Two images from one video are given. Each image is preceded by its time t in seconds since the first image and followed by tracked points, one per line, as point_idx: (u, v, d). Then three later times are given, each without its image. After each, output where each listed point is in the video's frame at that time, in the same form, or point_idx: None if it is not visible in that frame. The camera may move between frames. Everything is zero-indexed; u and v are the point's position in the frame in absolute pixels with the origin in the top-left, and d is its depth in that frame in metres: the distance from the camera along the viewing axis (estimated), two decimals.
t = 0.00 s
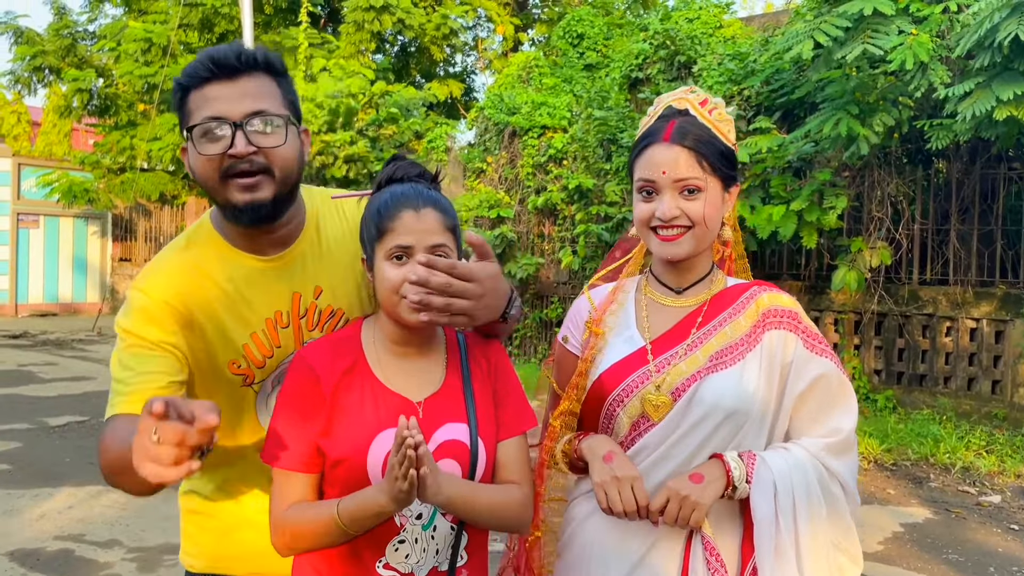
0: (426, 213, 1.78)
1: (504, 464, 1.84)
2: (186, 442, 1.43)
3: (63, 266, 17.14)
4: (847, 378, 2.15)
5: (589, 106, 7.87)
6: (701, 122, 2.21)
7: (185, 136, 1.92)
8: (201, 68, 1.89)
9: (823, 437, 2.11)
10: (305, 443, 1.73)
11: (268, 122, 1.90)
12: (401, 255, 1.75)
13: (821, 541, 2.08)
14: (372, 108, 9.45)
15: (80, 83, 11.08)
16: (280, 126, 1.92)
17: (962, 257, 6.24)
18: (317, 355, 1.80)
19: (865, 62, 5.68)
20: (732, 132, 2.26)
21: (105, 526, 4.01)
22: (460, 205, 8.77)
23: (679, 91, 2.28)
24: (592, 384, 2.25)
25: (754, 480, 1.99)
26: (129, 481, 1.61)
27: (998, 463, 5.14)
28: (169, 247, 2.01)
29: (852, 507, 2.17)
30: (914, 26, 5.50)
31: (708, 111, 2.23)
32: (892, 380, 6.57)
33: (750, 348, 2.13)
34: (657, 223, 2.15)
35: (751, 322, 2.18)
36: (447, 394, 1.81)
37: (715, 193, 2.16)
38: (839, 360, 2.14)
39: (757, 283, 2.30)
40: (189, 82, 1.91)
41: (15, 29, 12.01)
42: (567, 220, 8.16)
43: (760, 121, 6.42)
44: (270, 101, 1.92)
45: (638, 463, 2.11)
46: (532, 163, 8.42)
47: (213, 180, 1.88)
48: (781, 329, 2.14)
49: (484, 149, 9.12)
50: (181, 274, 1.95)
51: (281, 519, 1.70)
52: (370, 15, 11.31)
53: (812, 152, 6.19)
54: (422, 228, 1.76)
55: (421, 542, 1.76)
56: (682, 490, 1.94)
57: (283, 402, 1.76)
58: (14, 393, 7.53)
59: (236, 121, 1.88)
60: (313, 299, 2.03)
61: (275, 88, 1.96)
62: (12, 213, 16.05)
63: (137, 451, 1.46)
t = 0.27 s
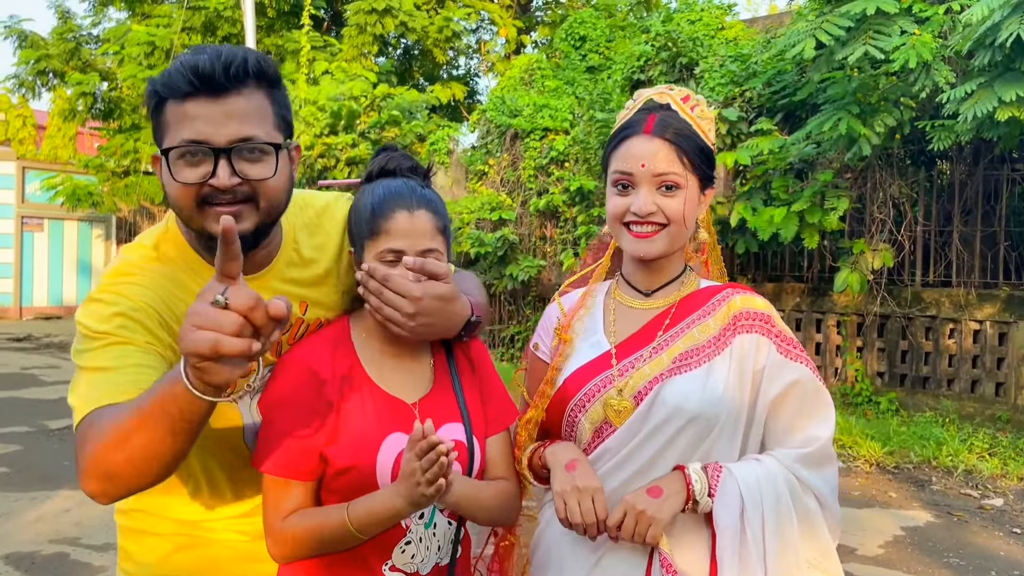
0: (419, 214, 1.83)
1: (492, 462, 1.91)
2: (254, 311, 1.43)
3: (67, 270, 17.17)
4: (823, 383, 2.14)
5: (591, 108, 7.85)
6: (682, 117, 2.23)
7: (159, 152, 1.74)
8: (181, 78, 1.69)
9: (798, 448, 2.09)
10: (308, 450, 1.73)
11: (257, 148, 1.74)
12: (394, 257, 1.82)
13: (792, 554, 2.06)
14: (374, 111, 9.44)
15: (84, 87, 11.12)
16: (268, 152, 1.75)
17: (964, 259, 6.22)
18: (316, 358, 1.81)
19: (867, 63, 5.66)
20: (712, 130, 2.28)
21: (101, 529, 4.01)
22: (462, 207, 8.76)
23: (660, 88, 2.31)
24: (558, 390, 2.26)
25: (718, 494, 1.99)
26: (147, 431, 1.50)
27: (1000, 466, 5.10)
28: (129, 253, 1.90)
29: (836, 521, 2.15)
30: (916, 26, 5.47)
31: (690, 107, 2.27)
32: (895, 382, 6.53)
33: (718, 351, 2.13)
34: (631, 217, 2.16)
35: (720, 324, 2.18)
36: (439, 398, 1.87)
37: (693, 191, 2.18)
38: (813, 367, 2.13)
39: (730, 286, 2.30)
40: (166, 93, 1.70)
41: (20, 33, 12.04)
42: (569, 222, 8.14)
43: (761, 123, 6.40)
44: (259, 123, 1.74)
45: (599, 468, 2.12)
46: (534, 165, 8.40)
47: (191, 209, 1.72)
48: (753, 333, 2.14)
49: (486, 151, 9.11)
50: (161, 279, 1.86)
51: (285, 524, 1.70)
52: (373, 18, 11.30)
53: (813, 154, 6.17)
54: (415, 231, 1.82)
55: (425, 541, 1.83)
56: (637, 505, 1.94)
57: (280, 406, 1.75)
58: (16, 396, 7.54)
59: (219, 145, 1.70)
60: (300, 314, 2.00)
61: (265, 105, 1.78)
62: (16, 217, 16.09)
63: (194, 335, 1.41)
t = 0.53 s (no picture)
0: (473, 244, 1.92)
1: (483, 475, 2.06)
2: (303, 349, 1.35)
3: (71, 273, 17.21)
4: (801, 369, 2.11)
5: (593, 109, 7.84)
6: (659, 106, 2.24)
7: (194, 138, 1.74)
8: (225, 68, 1.68)
9: (778, 439, 2.07)
10: (335, 437, 1.77)
11: (292, 146, 1.73)
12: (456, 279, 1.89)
13: (769, 549, 2.05)
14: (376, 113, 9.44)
15: (88, 90, 11.24)
16: (303, 151, 1.75)
17: (968, 259, 6.18)
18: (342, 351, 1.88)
19: (869, 62, 5.64)
20: (688, 121, 2.30)
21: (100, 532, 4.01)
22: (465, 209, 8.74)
23: (639, 79, 2.32)
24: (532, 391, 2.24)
25: (690, 493, 1.98)
26: (168, 432, 1.43)
27: (1005, 467, 5.07)
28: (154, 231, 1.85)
29: (824, 511, 2.11)
30: (919, 25, 5.45)
31: (668, 97, 2.30)
32: (899, 383, 6.49)
33: (690, 342, 2.11)
34: (603, 204, 2.16)
35: (693, 314, 2.17)
36: (441, 404, 2.01)
37: (668, 181, 2.19)
38: (790, 353, 2.10)
39: (704, 273, 2.29)
40: (207, 79, 1.70)
41: (23, 36, 12.06)
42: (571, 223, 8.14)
43: (764, 123, 6.38)
44: (296, 121, 1.73)
45: (574, 473, 2.10)
46: (536, 166, 8.39)
47: (218, 200, 1.73)
48: (727, 321, 2.11)
49: (489, 153, 9.10)
50: (182, 266, 1.81)
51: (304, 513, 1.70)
52: (375, 19, 11.34)
53: (815, 154, 6.17)
54: (475, 256, 1.92)
55: (427, 546, 1.90)
56: (607, 508, 1.95)
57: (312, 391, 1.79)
58: (18, 399, 7.55)
59: (255, 138, 1.70)
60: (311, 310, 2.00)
61: (307, 103, 1.76)
62: (21, 220, 16.14)
63: (235, 361, 1.34)
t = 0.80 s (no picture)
0: (477, 236, 1.92)
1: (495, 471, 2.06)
2: (313, 235, 1.38)
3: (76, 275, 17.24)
4: (809, 355, 2.01)
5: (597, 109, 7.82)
6: (646, 96, 2.17)
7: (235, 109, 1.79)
8: (273, 39, 1.76)
9: (790, 432, 1.96)
10: (372, 423, 1.72)
11: (332, 110, 1.76)
12: (444, 267, 1.89)
13: (785, 543, 1.95)
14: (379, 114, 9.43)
15: (92, 92, 11.22)
16: (342, 116, 1.77)
17: (976, 259, 6.14)
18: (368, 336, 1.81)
19: (875, 60, 5.60)
20: (676, 109, 2.22)
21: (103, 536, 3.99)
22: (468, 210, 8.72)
23: (623, 69, 2.24)
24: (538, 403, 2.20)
25: (695, 492, 1.91)
26: (194, 364, 1.45)
27: (1015, 468, 5.02)
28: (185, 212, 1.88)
29: (846, 504, 2.00)
30: (926, 23, 5.41)
31: (654, 87, 2.22)
32: (906, 384, 6.45)
33: (693, 340, 2.04)
34: (592, 199, 2.10)
35: (694, 309, 2.10)
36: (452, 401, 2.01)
37: (659, 172, 2.13)
38: (797, 340, 2.00)
39: (703, 263, 2.21)
40: (255, 53, 1.78)
41: (27, 39, 12.08)
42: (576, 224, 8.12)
43: (769, 122, 6.35)
44: (337, 89, 1.79)
45: (586, 485, 2.05)
46: (540, 167, 8.36)
47: (260, 160, 1.73)
48: (727, 312, 2.03)
49: (493, 154, 9.08)
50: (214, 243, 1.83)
51: (343, 491, 1.66)
52: (379, 21, 11.26)
53: (821, 153, 6.13)
54: (471, 251, 1.91)
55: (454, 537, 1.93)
56: (609, 514, 1.91)
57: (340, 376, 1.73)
58: (22, 402, 7.55)
59: (298, 102, 1.74)
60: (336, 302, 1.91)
61: (343, 80, 1.83)
62: (25, 223, 16.18)
63: (251, 253, 1.35)
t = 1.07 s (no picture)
0: (473, 232, 1.87)
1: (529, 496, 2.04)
2: (338, 301, 1.35)
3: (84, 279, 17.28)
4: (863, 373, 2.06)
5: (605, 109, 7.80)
6: (682, 101, 2.23)
7: (245, 127, 1.75)
8: (279, 55, 1.69)
9: (841, 456, 2.01)
10: (386, 464, 1.74)
11: (347, 135, 1.72)
12: (444, 274, 1.88)
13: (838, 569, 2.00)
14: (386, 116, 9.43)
15: (100, 96, 11.08)
16: (356, 142, 1.73)
17: (988, 258, 6.09)
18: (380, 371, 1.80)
19: (887, 59, 5.57)
20: (713, 113, 2.27)
21: (115, 542, 3.98)
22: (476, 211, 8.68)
23: (656, 74, 2.29)
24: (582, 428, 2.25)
25: (736, 517, 1.95)
26: (215, 428, 1.44)
27: None
28: (202, 234, 1.90)
29: (901, 530, 2.03)
30: (938, 20, 5.38)
31: (690, 90, 2.27)
32: (919, 384, 6.40)
33: (745, 359, 2.09)
34: (630, 212, 2.13)
35: (743, 326, 2.15)
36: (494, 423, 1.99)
37: (699, 179, 2.16)
38: (850, 359, 2.04)
39: (751, 276, 2.25)
40: (260, 66, 1.73)
41: (34, 43, 12.09)
42: (584, 225, 8.10)
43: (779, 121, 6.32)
44: (352, 109, 1.74)
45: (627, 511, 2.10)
46: (547, 168, 8.34)
47: (268, 191, 1.72)
48: (778, 329, 2.09)
49: (500, 155, 9.06)
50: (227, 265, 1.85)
51: (362, 536, 1.70)
52: (385, 23, 11.18)
53: (831, 152, 6.07)
54: (467, 249, 1.86)
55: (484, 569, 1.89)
56: (647, 538, 1.93)
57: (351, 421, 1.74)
58: (31, 406, 7.55)
59: (308, 126, 1.70)
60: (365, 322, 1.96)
61: (359, 91, 1.78)
62: (32, 226, 16.24)
63: (274, 324, 1.34)
